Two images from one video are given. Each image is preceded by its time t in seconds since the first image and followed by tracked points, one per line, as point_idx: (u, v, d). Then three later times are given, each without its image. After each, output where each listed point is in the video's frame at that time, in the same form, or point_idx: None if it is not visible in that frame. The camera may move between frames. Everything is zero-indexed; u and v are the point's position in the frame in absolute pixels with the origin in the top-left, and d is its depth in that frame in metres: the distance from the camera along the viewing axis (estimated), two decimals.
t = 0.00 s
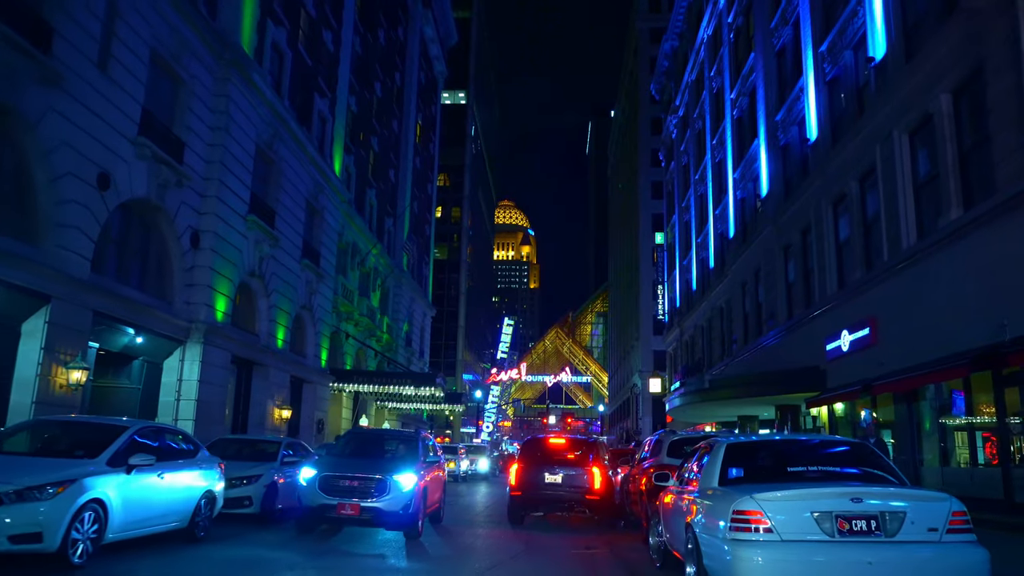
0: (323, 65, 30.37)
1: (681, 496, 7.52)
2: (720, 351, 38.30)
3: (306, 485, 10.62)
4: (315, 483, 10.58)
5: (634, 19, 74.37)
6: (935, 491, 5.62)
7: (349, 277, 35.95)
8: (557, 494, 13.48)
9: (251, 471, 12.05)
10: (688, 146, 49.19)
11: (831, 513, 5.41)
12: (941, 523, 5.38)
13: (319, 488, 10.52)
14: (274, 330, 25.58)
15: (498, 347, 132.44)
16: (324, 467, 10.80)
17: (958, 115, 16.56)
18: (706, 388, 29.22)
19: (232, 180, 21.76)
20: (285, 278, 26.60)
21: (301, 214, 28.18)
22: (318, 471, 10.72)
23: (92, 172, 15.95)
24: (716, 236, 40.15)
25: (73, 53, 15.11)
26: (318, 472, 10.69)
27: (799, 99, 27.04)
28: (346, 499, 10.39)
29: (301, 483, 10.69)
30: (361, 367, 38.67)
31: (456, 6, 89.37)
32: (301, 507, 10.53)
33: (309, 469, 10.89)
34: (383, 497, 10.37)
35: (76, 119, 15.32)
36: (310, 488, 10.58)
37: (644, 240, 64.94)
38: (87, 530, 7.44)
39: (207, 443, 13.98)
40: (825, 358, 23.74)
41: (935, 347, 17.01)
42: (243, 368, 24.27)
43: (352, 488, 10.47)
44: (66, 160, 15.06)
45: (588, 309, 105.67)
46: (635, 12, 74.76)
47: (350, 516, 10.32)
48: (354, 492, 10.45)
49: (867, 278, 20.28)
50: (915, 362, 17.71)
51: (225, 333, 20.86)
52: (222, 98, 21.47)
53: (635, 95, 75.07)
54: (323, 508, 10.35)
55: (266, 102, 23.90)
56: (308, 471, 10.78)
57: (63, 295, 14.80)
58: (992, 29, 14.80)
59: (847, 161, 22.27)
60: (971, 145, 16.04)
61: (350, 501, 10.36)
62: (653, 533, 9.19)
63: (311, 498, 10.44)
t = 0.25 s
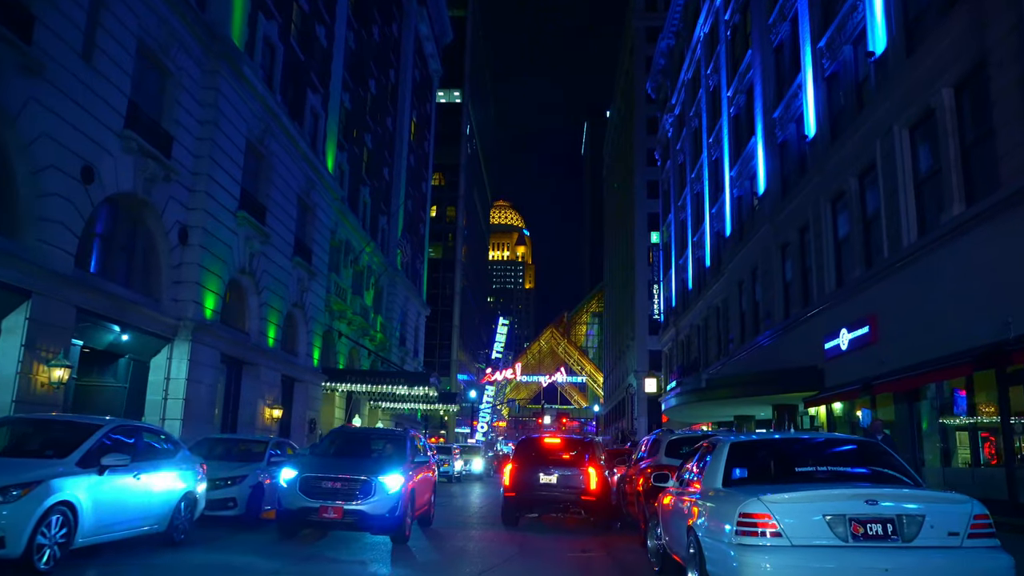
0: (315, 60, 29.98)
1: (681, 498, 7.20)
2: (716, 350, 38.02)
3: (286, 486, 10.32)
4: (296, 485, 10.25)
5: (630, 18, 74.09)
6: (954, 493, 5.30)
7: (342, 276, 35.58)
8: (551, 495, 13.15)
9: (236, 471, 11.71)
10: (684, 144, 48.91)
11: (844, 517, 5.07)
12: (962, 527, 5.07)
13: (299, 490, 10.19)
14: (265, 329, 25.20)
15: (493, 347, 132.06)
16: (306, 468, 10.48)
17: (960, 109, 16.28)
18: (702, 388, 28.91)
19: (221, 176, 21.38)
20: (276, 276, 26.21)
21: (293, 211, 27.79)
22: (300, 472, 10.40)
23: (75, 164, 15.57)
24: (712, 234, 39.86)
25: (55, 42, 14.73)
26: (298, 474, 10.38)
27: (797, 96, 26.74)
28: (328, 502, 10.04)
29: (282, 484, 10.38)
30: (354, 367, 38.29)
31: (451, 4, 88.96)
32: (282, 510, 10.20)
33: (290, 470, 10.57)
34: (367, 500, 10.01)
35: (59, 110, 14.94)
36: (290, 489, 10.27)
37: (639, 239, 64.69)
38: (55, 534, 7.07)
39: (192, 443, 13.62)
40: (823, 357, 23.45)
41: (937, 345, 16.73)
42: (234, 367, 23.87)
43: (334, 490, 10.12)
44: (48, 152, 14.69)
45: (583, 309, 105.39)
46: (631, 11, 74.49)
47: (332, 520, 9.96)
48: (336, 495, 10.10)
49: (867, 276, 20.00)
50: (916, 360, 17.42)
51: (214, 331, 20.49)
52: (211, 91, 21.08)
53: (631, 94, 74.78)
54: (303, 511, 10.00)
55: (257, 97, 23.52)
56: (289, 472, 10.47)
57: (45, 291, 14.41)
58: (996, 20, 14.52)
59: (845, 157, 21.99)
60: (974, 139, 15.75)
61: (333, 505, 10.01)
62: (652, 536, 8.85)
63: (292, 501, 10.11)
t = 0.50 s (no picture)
0: (307, 56, 29.64)
1: (681, 501, 6.90)
2: (713, 350, 37.75)
3: (266, 488, 9.94)
4: (276, 486, 9.88)
5: (625, 17, 73.84)
6: (974, 496, 5.02)
7: (335, 275, 35.23)
8: (546, 497, 12.84)
9: (221, 473, 11.38)
10: (680, 143, 48.66)
11: (858, 521, 4.79)
12: (984, 533, 4.78)
13: (280, 493, 9.83)
14: (256, 328, 24.85)
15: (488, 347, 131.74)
16: (286, 469, 10.10)
17: (961, 104, 16.03)
18: (699, 387, 28.65)
19: (211, 172, 21.04)
20: (268, 274, 25.86)
21: (285, 208, 27.44)
22: (280, 474, 10.03)
23: (60, 159, 15.23)
24: (708, 233, 39.61)
25: (39, 33, 14.38)
26: (279, 475, 10.00)
27: (795, 93, 26.50)
28: (310, 506, 9.72)
29: (262, 486, 10.00)
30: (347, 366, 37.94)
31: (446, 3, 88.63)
32: (260, 513, 9.83)
33: (270, 470, 10.18)
34: (351, 504, 9.72)
35: (42, 103, 14.59)
36: (270, 491, 9.89)
37: (634, 239, 64.45)
38: (22, 539, 6.72)
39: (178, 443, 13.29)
40: (821, 356, 23.20)
41: (938, 343, 16.46)
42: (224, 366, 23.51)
43: (317, 494, 9.80)
44: (30, 146, 14.35)
45: (578, 309, 105.11)
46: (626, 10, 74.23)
47: (314, 524, 9.64)
48: (320, 498, 9.78)
49: (866, 274, 19.74)
50: (917, 359, 17.15)
51: (203, 330, 20.14)
52: (201, 86, 20.74)
53: (626, 93, 74.54)
54: (284, 515, 9.66)
55: (247, 92, 23.18)
56: (268, 473, 10.08)
57: (27, 288, 14.06)
58: (999, 12, 14.26)
59: (844, 154, 21.74)
60: (976, 134, 15.50)
61: (315, 509, 9.69)
62: (649, 540, 8.55)
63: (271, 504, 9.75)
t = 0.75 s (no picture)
0: (300, 52, 29.34)
1: (681, 503, 6.63)
2: (709, 350, 37.54)
3: (245, 490, 9.65)
4: (256, 488, 9.59)
5: (622, 17, 73.66)
6: (994, 499, 4.78)
7: (329, 274, 34.91)
8: (541, 499, 12.56)
9: (206, 474, 11.09)
10: (676, 143, 48.46)
11: (873, 526, 4.52)
12: (1008, 539, 4.54)
13: (260, 495, 9.53)
14: (248, 327, 24.52)
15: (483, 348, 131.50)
16: (266, 470, 9.80)
17: (963, 99, 15.80)
18: (696, 387, 28.41)
19: (201, 168, 20.73)
20: (260, 273, 25.55)
21: (278, 206, 27.13)
22: (260, 475, 9.73)
23: (45, 153, 14.91)
24: (704, 233, 39.40)
25: (24, 24, 14.08)
26: (259, 476, 9.69)
27: (792, 91, 26.28)
28: (291, 509, 9.42)
29: (241, 487, 9.71)
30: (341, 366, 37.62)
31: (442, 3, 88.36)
32: (239, 516, 9.53)
33: (250, 471, 9.89)
34: (335, 506, 9.40)
35: (27, 95, 14.29)
36: (249, 493, 9.60)
37: (630, 239, 64.25)
38: None
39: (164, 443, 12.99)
40: (819, 356, 22.97)
41: (940, 342, 16.23)
42: (215, 366, 23.18)
43: (299, 496, 9.49)
44: (14, 139, 14.05)
45: (574, 310, 104.89)
46: (622, 10, 74.05)
47: (296, 528, 9.36)
48: (302, 500, 9.47)
49: (866, 272, 19.50)
50: (918, 359, 16.91)
51: (193, 329, 19.83)
52: (191, 81, 20.43)
53: (622, 93, 74.35)
54: (264, 519, 9.36)
55: (239, 87, 22.87)
56: (248, 474, 9.79)
57: (10, 284, 13.75)
58: (1002, 5, 14.03)
59: (843, 152, 21.52)
60: (978, 130, 15.27)
61: (296, 511, 9.39)
62: (647, 543, 8.28)
63: (252, 507, 9.46)
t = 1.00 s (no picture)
0: (294, 49, 29.04)
1: (683, 507, 6.37)
2: (706, 350, 37.30)
3: (224, 492, 9.38)
4: (235, 490, 9.31)
5: (618, 17, 73.46)
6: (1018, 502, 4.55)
7: (323, 273, 34.60)
8: (537, 501, 12.28)
9: (193, 475, 10.81)
10: (673, 142, 48.23)
11: (892, 532, 4.28)
12: None
13: (239, 497, 9.25)
14: (240, 326, 24.20)
15: (479, 349, 131.13)
16: (247, 471, 9.53)
17: (965, 95, 15.57)
18: (693, 388, 28.16)
19: (192, 165, 20.43)
20: (252, 272, 25.23)
21: (271, 204, 26.82)
22: (240, 476, 9.45)
23: (31, 147, 14.60)
24: (701, 232, 39.16)
25: (9, 16, 13.76)
26: (239, 478, 9.42)
27: (791, 88, 26.06)
28: (272, 512, 9.11)
29: (219, 489, 9.44)
30: (335, 366, 37.31)
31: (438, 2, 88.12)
32: (217, 520, 9.25)
33: (229, 473, 9.62)
34: (319, 510, 9.11)
35: (12, 88, 13.98)
36: (228, 495, 9.32)
37: (627, 239, 64.03)
38: None
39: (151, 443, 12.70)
40: (818, 356, 22.73)
41: (942, 342, 16.00)
42: (206, 365, 22.85)
43: (281, 499, 9.20)
44: None
45: (570, 310, 104.66)
46: (619, 10, 73.83)
47: (278, 532, 9.04)
48: (284, 504, 9.18)
49: (866, 271, 19.28)
50: (920, 358, 16.68)
51: (184, 328, 19.54)
52: (182, 76, 20.13)
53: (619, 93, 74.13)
54: (244, 522, 9.07)
55: (231, 83, 22.56)
56: (227, 476, 9.51)
57: None
58: None
59: (842, 149, 21.29)
60: (981, 126, 15.05)
61: (278, 515, 9.08)
62: (647, 547, 8.02)
63: (230, 510, 9.17)
